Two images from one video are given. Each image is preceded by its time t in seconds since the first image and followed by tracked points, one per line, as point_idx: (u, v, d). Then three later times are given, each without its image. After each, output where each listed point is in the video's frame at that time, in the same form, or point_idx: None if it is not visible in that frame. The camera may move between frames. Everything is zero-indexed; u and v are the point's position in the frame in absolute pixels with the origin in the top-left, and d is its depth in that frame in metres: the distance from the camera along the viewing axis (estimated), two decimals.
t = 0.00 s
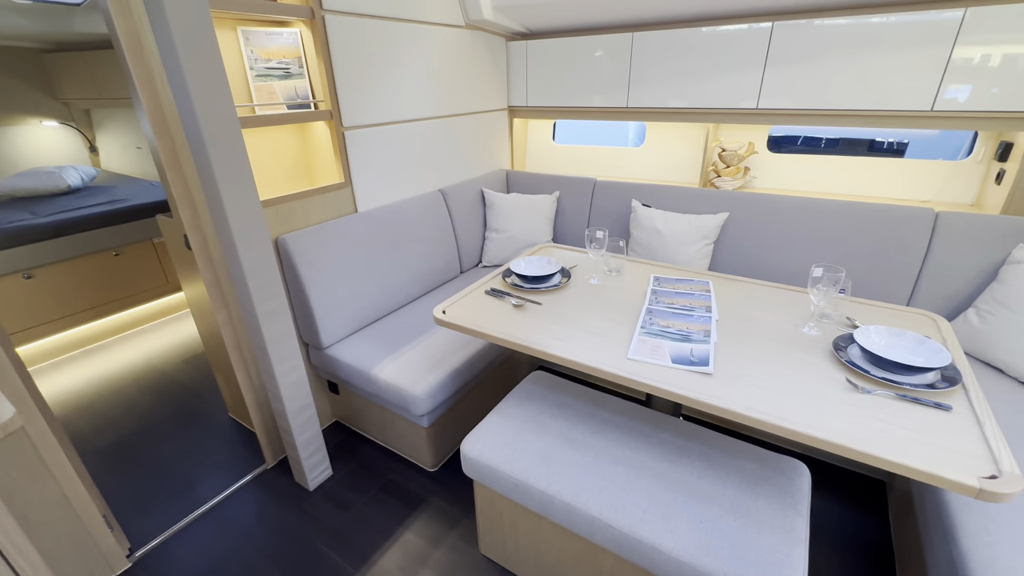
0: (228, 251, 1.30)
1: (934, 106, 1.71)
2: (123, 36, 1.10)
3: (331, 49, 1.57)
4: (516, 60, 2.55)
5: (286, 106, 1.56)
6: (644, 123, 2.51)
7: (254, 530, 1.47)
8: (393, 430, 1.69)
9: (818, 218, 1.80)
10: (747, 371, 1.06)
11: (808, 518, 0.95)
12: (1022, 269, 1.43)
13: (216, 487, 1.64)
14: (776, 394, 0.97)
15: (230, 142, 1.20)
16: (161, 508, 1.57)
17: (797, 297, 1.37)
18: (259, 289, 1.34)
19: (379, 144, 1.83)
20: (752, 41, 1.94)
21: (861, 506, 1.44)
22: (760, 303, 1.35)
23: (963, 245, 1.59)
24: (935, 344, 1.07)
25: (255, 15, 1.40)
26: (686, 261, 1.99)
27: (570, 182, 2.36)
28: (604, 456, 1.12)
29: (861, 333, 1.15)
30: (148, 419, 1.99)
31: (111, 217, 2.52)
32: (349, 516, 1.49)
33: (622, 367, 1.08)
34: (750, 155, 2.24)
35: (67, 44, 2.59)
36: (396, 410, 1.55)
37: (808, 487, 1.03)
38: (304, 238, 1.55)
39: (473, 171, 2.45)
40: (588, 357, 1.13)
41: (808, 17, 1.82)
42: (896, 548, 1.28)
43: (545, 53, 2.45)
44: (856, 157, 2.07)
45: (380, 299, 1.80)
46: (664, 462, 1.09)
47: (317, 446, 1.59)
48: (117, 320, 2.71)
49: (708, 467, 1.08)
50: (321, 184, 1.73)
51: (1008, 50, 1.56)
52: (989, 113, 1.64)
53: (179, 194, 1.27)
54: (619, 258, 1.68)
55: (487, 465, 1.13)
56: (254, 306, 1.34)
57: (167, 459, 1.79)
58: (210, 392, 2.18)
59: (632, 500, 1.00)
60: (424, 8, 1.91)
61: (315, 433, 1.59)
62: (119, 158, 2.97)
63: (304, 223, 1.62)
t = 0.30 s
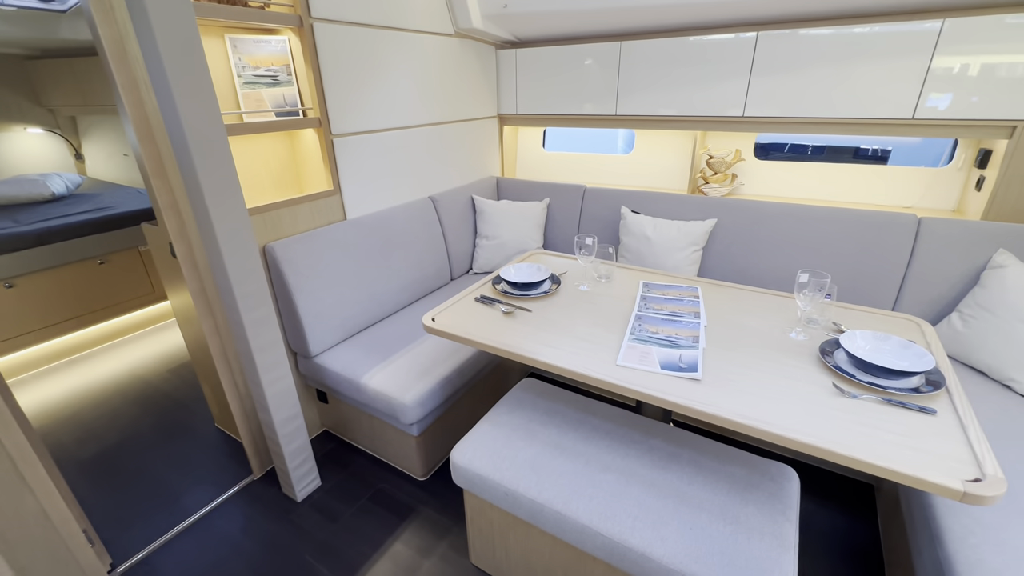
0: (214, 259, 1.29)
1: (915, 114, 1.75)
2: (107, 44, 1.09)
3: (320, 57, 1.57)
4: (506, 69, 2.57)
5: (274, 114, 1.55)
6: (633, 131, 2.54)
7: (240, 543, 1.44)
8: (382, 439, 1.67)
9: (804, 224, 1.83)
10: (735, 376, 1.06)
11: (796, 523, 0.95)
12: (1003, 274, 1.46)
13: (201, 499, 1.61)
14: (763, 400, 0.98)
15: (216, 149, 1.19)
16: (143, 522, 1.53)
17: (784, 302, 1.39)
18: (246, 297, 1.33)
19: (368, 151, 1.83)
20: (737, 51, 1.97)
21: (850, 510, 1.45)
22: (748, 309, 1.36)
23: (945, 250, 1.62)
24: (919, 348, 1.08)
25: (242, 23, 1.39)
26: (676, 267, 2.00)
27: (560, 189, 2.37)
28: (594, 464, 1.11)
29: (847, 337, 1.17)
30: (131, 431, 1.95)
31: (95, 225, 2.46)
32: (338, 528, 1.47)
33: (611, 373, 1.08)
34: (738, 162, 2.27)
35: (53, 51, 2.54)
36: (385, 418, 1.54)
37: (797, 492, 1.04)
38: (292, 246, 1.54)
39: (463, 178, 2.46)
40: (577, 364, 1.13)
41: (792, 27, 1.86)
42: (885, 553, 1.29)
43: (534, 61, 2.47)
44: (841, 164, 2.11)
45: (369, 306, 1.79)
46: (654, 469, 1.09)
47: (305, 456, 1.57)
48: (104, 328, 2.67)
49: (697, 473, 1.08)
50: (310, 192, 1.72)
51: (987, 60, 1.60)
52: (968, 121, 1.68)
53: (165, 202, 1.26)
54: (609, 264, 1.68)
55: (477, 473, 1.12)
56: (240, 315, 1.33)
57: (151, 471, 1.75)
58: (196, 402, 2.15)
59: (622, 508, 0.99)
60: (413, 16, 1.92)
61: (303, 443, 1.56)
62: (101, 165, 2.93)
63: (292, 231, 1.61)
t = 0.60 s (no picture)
0: (197, 274, 1.27)
1: (888, 130, 1.81)
2: (92, 61, 1.10)
3: (307, 73, 1.58)
4: (492, 84, 2.61)
5: (261, 129, 1.55)
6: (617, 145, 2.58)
7: (221, 565, 1.40)
8: (369, 455, 1.65)
9: (785, 236, 1.87)
10: (719, 388, 1.08)
11: (782, 534, 0.96)
12: (976, 285, 1.50)
13: (182, 520, 1.57)
14: (747, 411, 0.99)
15: (201, 163, 1.19)
16: (120, 545, 1.48)
17: (767, 314, 1.41)
18: (230, 312, 1.31)
19: (356, 165, 1.84)
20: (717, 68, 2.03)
21: (836, 520, 1.46)
22: (731, 321, 1.38)
23: (920, 262, 1.67)
24: (896, 358, 1.11)
25: (229, 40, 1.40)
26: (661, 279, 2.03)
27: (547, 202, 2.40)
28: (582, 477, 1.11)
29: (827, 349, 1.19)
30: (110, 450, 1.90)
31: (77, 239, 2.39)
32: (323, 547, 1.44)
33: (598, 387, 1.09)
34: (720, 176, 2.33)
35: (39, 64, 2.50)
36: (372, 434, 1.52)
37: (782, 503, 1.05)
38: (277, 261, 1.53)
39: (451, 192, 2.48)
40: (564, 377, 1.13)
41: (768, 46, 1.92)
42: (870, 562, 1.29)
43: (520, 77, 2.51)
44: (819, 178, 2.17)
45: (356, 320, 1.78)
46: (641, 482, 1.09)
47: (290, 474, 1.54)
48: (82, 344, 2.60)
49: (684, 486, 1.08)
50: (297, 206, 1.72)
51: (955, 78, 1.66)
52: (938, 137, 1.75)
53: (147, 217, 1.25)
54: (595, 277, 1.70)
55: (464, 489, 1.11)
56: (224, 330, 1.31)
57: (130, 492, 1.70)
58: (178, 419, 2.10)
59: (609, 521, 0.99)
60: (400, 33, 1.95)
61: (288, 460, 1.54)
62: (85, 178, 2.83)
63: (277, 245, 1.60)
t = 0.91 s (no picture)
0: (175, 293, 1.25)
1: (855, 151, 1.89)
2: (71, 80, 1.09)
3: (291, 93, 1.59)
4: (476, 104, 2.66)
5: (243, 147, 1.54)
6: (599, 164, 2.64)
7: None
8: (351, 476, 1.62)
9: (761, 253, 1.92)
10: (699, 403, 1.09)
11: (762, 547, 0.98)
12: (941, 300, 1.57)
13: (154, 548, 1.50)
14: (726, 427, 1.01)
15: (181, 183, 1.18)
16: None
17: (744, 330, 1.45)
18: (208, 332, 1.29)
19: (339, 183, 1.84)
20: (694, 91, 2.11)
21: (816, 532, 1.48)
22: (710, 337, 1.41)
23: (890, 278, 1.73)
24: (868, 373, 1.14)
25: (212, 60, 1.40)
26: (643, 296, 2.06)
27: (531, 219, 2.42)
28: (566, 495, 1.11)
29: (802, 363, 1.22)
30: (77, 476, 1.82)
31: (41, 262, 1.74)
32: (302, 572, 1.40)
33: (581, 404, 1.10)
34: (698, 195, 2.39)
35: None
36: (354, 454, 1.50)
37: (762, 517, 1.06)
38: (258, 279, 1.51)
39: (435, 209, 2.48)
40: (547, 395, 1.14)
41: (741, 71, 2.01)
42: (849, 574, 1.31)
43: (503, 97, 2.56)
44: (792, 197, 2.25)
45: (338, 339, 1.76)
46: (625, 499, 1.10)
47: (268, 497, 1.50)
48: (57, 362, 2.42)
49: (667, 502, 1.09)
50: (279, 224, 1.70)
51: (919, 101, 1.75)
52: (902, 158, 1.83)
53: (125, 236, 1.23)
54: (578, 294, 1.72)
55: (447, 509, 1.10)
56: (202, 351, 1.28)
57: (98, 520, 1.62)
58: (151, 441, 2.02)
59: (593, 540, 0.99)
60: (385, 54, 1.98)
61: (267, 483, 1.50)
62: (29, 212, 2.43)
63: (258, 264, 1.58)
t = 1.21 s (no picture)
0: (146, 318, 1.21)
1: (820, 174, 1.98)
2: (42, 103, 1.07)
3: (270, 115, 1.59)
4: (456, 126, 2.69)
5: (220, 168, 1.52)
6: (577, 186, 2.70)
7: None
8: (328, 503, 1.57)
9: (734, 272, 1.99)
10: (676, 423, 1.11)
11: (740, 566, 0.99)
12: (903, 317, 1.64)
13: None
14: (702, 446, 1.03)
15: (155, 206, 1.16)
16: None
17: (718, 348, 1.49)
18: (180, 358, 1.25)
19: (318, 204, 1.83)
20: (667, 117, 2.19)
21: (794, 548, 1.51)
22: (686, 356, 1.44)
23: (855, 296, 1.81)
24: (836, 391, 1.19)
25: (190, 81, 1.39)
26: (621, 314, 2.10)
27: (510, 239, 2.45)
28: (548, 518, 1.11)
29: (774, 382, 1.26)
30: (32, 510, 1.71)
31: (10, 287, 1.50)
32: None
33: (561, 426, 1.10)
34: (672, 216, 2.50)
35: None
36: (331, 480, 1.46)
37: (740, 535, 1.08)
38: (233, 302, 1.48)
39: (415, 229, 2.49)
40: (528, 417, 1.14)
41: (711, 99, 2.10)
42: None
43: (483, 120, 2.61)
44: (762, 218, 2.34)
45: (316, 361, 1.73)
46: (605, 520, 1.10)
47: (241, 528, 1.44)
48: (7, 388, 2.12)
49: (647, 522, 1.10)
50: (255, 245, 1.68)
51: (878, 125, 1.86)
52: (862, 183, 1.93)
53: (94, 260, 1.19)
54: (558, 314, 1.74)
55: (428, 536, 1.08)
56: (173, 377, 1.24)
57: (54, 557, 1.53)
58: (114, 469, 1.92)
59: (575, 564, 0.99)
60: (365, 77, 2.00)
61: (239, 513, 1.44)
62: None
63: (233, 285, 1.55)
